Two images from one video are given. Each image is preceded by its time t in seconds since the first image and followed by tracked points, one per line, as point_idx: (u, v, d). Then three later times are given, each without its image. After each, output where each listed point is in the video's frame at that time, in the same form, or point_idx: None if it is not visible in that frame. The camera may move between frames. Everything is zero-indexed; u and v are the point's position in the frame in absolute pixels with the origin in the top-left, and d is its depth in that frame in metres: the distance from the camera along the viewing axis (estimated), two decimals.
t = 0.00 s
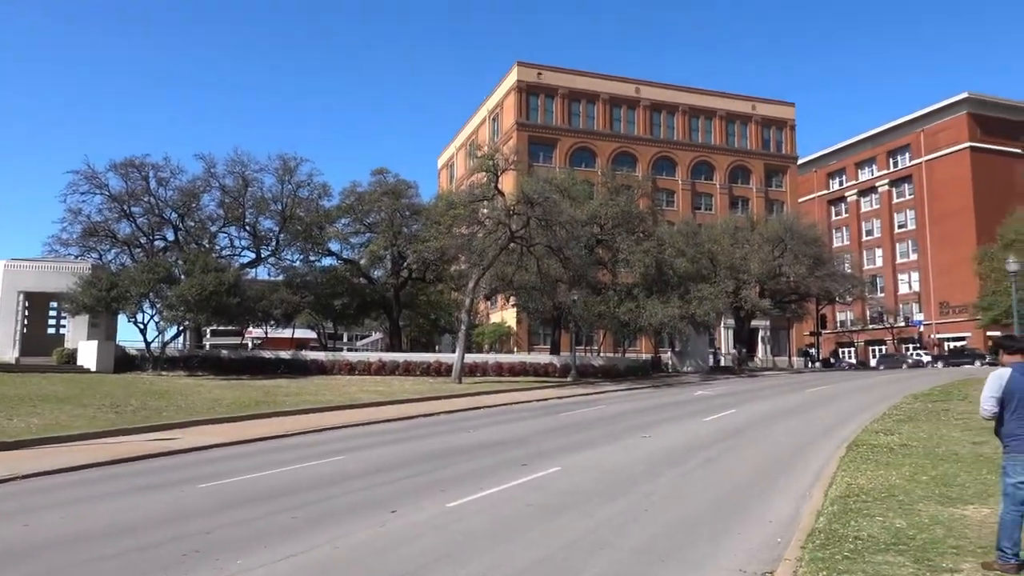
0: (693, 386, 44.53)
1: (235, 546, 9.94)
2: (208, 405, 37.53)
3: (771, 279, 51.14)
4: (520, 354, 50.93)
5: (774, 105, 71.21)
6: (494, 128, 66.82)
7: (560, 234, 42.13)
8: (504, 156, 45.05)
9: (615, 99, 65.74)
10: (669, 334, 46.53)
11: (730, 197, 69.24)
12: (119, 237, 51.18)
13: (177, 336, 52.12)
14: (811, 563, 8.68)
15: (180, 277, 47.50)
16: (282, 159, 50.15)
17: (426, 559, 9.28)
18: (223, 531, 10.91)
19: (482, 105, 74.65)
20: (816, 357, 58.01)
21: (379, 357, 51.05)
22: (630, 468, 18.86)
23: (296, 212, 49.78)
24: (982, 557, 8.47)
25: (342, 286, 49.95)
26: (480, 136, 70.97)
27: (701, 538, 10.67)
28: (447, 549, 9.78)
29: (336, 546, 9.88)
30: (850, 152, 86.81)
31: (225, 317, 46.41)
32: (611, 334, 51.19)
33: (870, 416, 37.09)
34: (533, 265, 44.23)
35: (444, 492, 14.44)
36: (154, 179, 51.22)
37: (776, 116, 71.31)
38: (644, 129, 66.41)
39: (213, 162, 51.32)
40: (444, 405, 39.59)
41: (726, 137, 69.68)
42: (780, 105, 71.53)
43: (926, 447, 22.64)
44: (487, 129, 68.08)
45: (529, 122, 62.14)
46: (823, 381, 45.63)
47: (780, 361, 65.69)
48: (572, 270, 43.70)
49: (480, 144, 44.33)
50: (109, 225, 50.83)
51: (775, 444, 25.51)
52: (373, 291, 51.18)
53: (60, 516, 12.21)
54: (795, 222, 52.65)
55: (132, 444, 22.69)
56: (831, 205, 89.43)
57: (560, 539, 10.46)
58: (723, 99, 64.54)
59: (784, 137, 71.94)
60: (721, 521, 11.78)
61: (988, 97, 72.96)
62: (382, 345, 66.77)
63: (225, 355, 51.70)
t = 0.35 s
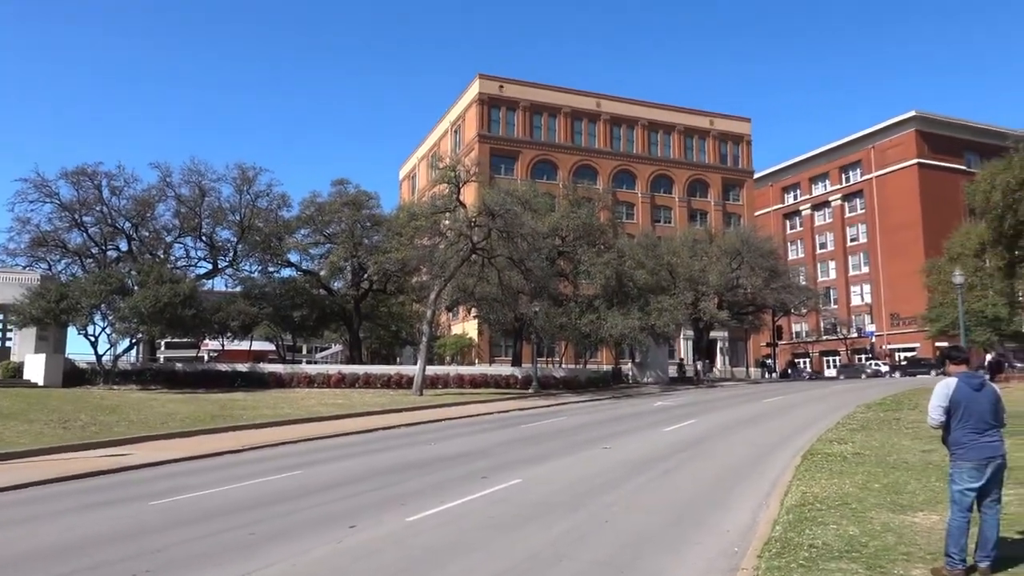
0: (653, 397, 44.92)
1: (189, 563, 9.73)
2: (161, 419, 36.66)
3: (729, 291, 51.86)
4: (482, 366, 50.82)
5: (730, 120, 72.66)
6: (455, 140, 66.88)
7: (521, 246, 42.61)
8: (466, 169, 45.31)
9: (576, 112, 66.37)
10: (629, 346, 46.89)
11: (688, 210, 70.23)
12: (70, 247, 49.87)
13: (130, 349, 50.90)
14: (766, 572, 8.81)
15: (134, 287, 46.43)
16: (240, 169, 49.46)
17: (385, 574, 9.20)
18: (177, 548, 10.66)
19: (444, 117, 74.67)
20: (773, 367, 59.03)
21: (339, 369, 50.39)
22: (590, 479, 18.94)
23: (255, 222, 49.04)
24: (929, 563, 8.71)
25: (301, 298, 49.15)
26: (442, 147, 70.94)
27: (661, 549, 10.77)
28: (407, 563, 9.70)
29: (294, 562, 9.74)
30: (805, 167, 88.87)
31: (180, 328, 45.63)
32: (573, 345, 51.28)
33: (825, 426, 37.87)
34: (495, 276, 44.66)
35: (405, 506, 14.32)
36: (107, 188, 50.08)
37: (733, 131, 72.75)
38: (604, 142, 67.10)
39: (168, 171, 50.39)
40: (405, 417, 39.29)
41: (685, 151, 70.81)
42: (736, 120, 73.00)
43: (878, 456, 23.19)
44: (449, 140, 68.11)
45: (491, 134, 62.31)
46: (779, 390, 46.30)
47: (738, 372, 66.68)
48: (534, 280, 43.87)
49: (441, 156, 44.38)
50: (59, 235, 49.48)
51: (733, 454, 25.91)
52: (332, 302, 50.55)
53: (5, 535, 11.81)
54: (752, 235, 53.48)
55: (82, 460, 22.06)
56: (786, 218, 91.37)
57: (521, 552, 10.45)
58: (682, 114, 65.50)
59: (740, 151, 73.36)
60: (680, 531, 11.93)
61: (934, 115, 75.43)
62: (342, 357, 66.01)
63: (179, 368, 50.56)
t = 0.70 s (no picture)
0: (625, 409, 45.05)
1: None
2: (126, 430, 35.95)
3: (701, 304, 52.18)
4: (454, 377, 50.55)
5: (702, 135, 73.61)
6: (430, 151, 66.83)
7: (495, 257, 42.65)
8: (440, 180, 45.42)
9: (550, 125, 66.76)
10: (602, 359, 47.03)
11: (661, 223, 70.79)
12: (35, 253, 48.90)
13: (96, 357, 49.93)
14: None
15: (101, 295, 45.65)
16: (212, 176, 48.95)
17: None
18: (141, 561, 10.46)
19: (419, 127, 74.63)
20: (744, 380, 59.55)
21: (310, 380, 49.73)
22: (562, 491, 18.95)
23: (226, 230, 48.40)
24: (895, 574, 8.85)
25: (273, 307, 48.52)
26: (416, 158, 70.84)
27: (631, 561, 10.80)
28: None
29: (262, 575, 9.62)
30: (775, 183, 90.22)
31: (148, 337, 44.95)
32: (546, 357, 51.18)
33: (794, 439, 38.31)
34: (468, 287, 45.10)
35: (376, 518, 14.22)
36: (74, 194, 49.24)
37: (706, 147, 73.69)
38: (578, 155, 67.55)
39: (137, 177, 49.68)
40: (376, 429, 38.98)
41: (658, 165, 71.50)
42: (708, 135, 73.96)
43: (845, 469, 23.53)
44: (424, 150, 68.04)
45: (466, 145, 62.34)
46: (750, 403, 46.49)
47: (709, 385, 67.18)
48: (507, 291, 43.89)
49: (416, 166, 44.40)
50: (24, 241, 48.47)
51: (703, 466, 26.10)
52: (304, 312, 49.99)
53: None
54: (723, 249, 53.73)
55: (43, 471, 21.55)
56: (757, 233, 92.59)
57: (491, 564, 10.41)
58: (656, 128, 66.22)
59: (712, 166, 74.28)
60: (650, 543, 11.96)
61: (900, 134, 77.14)
62: (313, 368, 65.27)
63: (146, 378, 49.61)
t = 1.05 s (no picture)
0: (619, 411, 45.10)
1: None
2: (118, 432, 35.76)
3: (694, 306, 52.09)
4: (449, 379, 50.47)
5: (697, 139, 73.81)
6: (425, 152, 66.84)
7: (489, 259, 42.75)
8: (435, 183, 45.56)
9: (545, 127, 66.77)
10: (595, 362, 47.17)
11: (655, 226, 70.88)
12: (27, 254, 48.72)
13: (88, 360, 49.74)
14: None
15: (94, 297, 45.54)
16: (206, 177, 48.86)
17: None
18: (133, 564, 10.41)
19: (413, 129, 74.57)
20: (738, 383, 59.69)
21: (304, 382, 49.41)
22: (555, 494, 18.93)
23: (220, 232, 48.28)
24: None
25: (266, 309, 48.37)
26: (411, 159, 70.80)
27: (625, 562, 10.81)
28: None
29: None
30: (768, 186, 90.52)
31: (141, 339, 44.86)
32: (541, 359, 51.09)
33: (788, 441, 38.44)
34: (462, 290, 45.14)
35: (368, 521, 14.17)
36: (68, 195, 49.09)
37: (700, 150, 73.88)
38: (573, 158, 67.64)
39: (131, 178, 49.56)
40: (371, 431, 38.93)
41: (652, 168, 71.62)
42: (703, 138, 74.15)
43: (840, 471, 23.58)
44: (418, 153, 68.02)
45: (460, 147, 62.29)
46: (744, 405, 46.46)
47: (703, 387, 67.30)
48: (501, 293, 44.08)
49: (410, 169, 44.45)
50: (17, 242, 48.27)
51: (697, 468, 26.14)
52: (298, 314, 49.81)
53: None
54: (717, 252, 52.86)
55: (34, 474, 21.42)
56: (751, 236, 92.87)
57: (486, 566, 10.40)
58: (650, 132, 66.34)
59: (706, 169, 74.44)
60: (644, 545, 11.97)
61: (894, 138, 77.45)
62: (307, 370, 65.12)
63: (139, 380, 49.39)
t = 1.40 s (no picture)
0: (618, 414, 45.12)
1: None
2: (117, 435, 35.73)
3: (694, 309, 50.74)
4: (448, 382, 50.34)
5: (696, 142, 73.89)
6: (423, 155, 66.89)
7: (487, 262, 43.09)
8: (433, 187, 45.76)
9: (544, 130, 66.80)
10: (592, 366, 47.46)
11: (654, 229, 70.89)
12: (26, 257, 48.70)
13: (87, 363, 49.71)
14: None
15: (92, 300, 45.58)
16: (204, 180, 48.88)
17: None
18: (132, 568, 10.42)
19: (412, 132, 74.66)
20: (737, 386, 59.70)
21: (303, 385, 49.18)
22: (553, 497, 18.94)
23: (219, 234, 48.28)
24: None
25: (265, 312, 48.24)
26: (410, 162, 70.83)
27: (624, 565, 10.83)
28: None
29: None
30: (767, 189, 90.65)
31: (140, 342, 44.82)
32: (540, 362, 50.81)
33: (787, 444, 38.48)
34: (461, 293, 45.25)
35: (367, 524, 14.18)
36: (66, 198, 49.11)
37: (699, 153, 73.92)
38: (571, 161, 67.70)
39: (129, 181, 49.57)
40: (369, 434, 38.93)
41: (651, 171, 71.68)
42: (701, 142, 74.27)
43: (838, 474, 23.59)
44: (417, 155, 68.04)
45: (459, 150, 62.35)
46: (743, 407, 46.35)
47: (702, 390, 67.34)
48: (500, 296, 44.38)
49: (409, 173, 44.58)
50: (16, 245, 48.26)
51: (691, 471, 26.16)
52: (295, 316, 48.63)
53: None
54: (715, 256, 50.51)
55: (34, 477, 21.42)
56: (749, 238, 92.97)
57: (485, 570, 10.42)
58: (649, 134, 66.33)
59: (705, 172, 74.53)
60: (644, 547, 12.02)
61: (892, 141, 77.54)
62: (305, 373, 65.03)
63: (137, 383, 49.31)
